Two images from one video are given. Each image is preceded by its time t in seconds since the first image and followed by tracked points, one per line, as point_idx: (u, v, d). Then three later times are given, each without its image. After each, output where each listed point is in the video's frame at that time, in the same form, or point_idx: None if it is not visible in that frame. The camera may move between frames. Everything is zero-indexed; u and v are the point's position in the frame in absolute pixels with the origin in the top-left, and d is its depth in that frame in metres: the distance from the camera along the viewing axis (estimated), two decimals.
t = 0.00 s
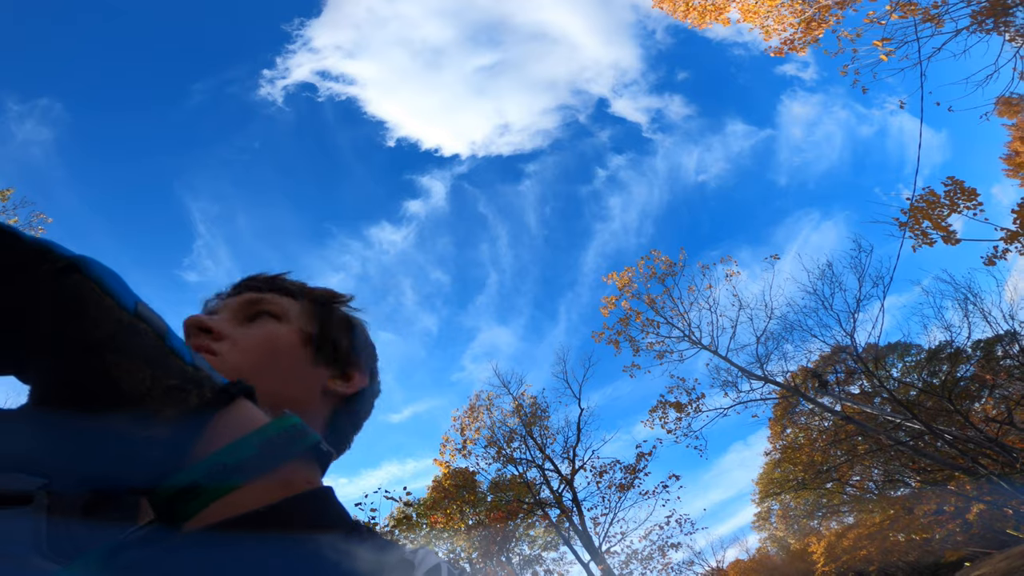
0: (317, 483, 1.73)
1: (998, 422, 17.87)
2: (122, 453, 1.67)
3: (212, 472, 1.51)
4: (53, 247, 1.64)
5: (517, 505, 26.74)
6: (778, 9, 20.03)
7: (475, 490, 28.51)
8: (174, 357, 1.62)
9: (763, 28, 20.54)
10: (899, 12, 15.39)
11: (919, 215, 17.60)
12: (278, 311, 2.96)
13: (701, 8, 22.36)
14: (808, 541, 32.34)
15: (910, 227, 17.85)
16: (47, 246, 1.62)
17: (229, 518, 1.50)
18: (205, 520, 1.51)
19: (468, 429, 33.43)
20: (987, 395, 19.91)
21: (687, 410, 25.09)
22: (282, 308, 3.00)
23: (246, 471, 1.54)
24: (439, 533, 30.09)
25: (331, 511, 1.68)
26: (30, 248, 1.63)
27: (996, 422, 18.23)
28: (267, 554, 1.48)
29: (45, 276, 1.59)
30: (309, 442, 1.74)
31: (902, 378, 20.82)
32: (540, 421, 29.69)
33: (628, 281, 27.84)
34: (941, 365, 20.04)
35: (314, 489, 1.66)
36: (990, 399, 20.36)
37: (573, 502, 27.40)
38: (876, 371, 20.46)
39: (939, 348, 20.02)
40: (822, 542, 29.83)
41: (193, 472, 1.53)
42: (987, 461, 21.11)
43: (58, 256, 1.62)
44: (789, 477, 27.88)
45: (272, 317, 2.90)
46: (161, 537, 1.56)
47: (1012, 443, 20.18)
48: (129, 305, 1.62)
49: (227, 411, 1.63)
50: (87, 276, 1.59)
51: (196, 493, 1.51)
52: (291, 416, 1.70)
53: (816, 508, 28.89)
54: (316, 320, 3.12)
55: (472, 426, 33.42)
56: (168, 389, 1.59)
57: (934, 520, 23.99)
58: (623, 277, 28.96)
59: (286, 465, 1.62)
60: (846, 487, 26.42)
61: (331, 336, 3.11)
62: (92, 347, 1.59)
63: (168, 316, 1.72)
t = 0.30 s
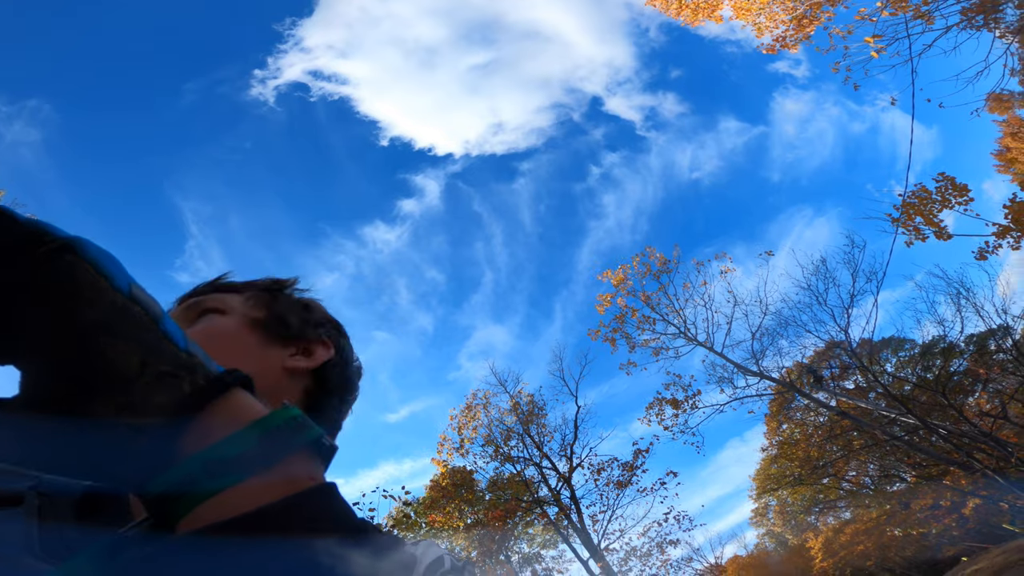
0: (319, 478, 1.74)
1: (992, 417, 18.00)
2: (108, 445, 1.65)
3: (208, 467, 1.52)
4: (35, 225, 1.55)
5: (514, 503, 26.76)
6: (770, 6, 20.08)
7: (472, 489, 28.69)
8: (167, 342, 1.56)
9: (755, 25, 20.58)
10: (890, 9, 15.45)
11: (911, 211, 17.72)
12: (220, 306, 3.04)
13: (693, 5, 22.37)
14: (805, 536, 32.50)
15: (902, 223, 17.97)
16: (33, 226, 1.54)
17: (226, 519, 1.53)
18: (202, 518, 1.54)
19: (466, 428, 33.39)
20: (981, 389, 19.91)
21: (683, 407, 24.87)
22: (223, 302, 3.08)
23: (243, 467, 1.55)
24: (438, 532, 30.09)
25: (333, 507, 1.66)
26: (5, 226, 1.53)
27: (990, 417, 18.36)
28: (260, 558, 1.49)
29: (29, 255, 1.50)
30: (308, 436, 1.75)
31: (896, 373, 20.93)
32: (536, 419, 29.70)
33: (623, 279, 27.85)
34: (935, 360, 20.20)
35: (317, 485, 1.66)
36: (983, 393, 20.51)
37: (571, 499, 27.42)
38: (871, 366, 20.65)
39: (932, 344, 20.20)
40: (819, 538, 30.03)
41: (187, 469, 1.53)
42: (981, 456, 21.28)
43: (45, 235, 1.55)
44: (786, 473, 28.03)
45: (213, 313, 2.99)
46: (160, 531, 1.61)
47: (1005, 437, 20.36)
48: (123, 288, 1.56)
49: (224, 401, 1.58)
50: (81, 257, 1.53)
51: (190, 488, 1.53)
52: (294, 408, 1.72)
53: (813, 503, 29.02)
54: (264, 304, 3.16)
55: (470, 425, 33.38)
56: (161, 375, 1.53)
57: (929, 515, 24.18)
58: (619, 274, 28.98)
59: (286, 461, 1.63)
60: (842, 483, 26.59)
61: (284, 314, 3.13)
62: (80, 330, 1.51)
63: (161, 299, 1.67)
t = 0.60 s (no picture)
0: (301, 468, 1.74)
1: (988, 410, 18.09)
2: (87, 434, 1.61)
3: (187, 456, 1.50)
4: (11, 215, 1.50)
5: (513, 502, 26.83)
6: (762, 3, 20.11)
7: (472, 488, 28.77)
8: (147, 331, 1.54)
9: (748, 22, 20.62)
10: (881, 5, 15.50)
11: (905, 206, 17.81)
12: (209, 304, 3.04)
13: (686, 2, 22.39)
14: (804, 532, 32.65)
15: (896, 218, 18.06)
16: (10, 215, 1.49)
17: (208, 508, 1.52)
18: (182, 507, 1.52)
19: (465, 426, 33.36)
20: (977, 382, 19.95)
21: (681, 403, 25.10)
22: (213, 301, 3.09)
23: (222, 455, 1.54)
24: (438, 531, 30.12)
25: (315, 499, 1.69)
26: None
27: (985, 411, 18.45)
28: (241, 556, 1.52)
29: None
30: (292, 425, 1.74)
31: (892, 367, 21.01)
32: (535, 417, 29.74)
33: (619, 276, 27.89)
34: (930, 354, 20.29)
35: (299, 475, 1.68)
36: (978, 387, 20.62)
37: (570, 496, 27.48)
38: (866, 361, 20.75)
39: (927, 338, 20.29)
40: (818, 533, 30.21)
41: (164, 459, 1.51)
42: (977, 450, 21.40)
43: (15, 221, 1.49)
44: (784, 469, 28.18)
45: (202, 311, 3.00)
46: (142, 521, 1.60)
47: (1000, 431, 20.49)
48: (102, 277, 1.53)
49: (201, 390, 1.57)
50: (59, 249, 1.48)
51: (167, 477, 1.51)
52: (274, 396, 1.71)
53: (811, 499, 29.16)
54: (253, 302, 3.17)
55: (469, 423, 33.31)
56: (139, 364, 1.51)
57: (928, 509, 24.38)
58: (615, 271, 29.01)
59: (266, 452, 1.63)
60: (840, 478, 26.75)
61: (273, 312, 3.13)
62: (54, 319, 1.46)
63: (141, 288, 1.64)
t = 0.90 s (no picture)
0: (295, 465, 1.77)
1: (983, 405, 18.18)
2: (77, 434, 1.59)
3: (182, 454, 1.52)
4: None
5: (513, 500, 26.91)
6: None
7: (471, 487, 28.81)
8: (137, 332, 1.53)
9: (740, 19, 20.64)
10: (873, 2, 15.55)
11: (898, 201, 17.89)
12: (199, 306, 3.04)
13: None
14: (803, 527, 32.77)
15: (890, 213, 18.15)
16: None
17: (203, 509, 1.54)
18: (179, 507, 1.54)
19: (464, 426, 33.31)
20: (972, 377, 20.03)
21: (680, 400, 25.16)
22: (202, 302, 3.09)
23: (218, 454, 1.56)
24: (438, 530, 30.13)
25: (312, 497, 1.71)
26: None
27: (982, 405, 18.54)
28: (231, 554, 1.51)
29: None
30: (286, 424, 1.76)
31: (887, 362, 21.05)
32: (534, 415, 29.75)
33: (615, 273, 27.92)
34: (925, 349, 20.31)
35: (296, 474, 1.70)
36: (974, 382, 20.71)
37: (570, 494, 27.51)
38: (862, 356, 20.78)
39: (922, 332, 20.35)
40: (817, 529, 30.32)
41: (159, 459, 1.52)
42: (974, 444, 21.52)
43: None
44: (783, 465, 28.28)
45: (191, 312, 2.99)
46: (138, 520, 1.63)
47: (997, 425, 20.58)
48: (89, 278, 1.50)
49: (194, 391, 1.57)
50: (45, 248, 1.43)
51: (162, 477, 1.53)
52: (269, 395, 1.71)
53: (810, 494, 29.30)
54: (244, 303, 3.16)
55: (468, 423, 33.27)
56: (130, 365, 1.50)
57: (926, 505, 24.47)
58: (611, 269, 29.00)
59: (262, 451, 1.65)
60: (838, 474, 26.86)
61: (264, 312, 3.12)
62: (40, 320, 1.43)
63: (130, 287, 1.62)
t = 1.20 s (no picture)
0: (297, 458, 1.73)
1: (979, 399, 18.29)
2: (81, 431, 1.60)
3: (185, 445, 1.51)
4: None
5: (513, 498, 27.08)
6: None
7: (471, 485, 28.91)
8: (141, 324, 1.54)
9: (733, 16, 20.67)
10: None
11: (892, 196, 17.97)
12: (193, 304, 3.02)
13: None
14: (802, 523, 32.89)
15: (884, 208, 18.24)
16: None
17: (195, 504, 1.52)
18: (181, 498, 1.54)
19: (463, 424, 33.35)
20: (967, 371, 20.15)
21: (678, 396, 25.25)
22: (198, 299, 3.07)
23: (221, 446, 1.55)
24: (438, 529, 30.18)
25: (311, 492, 1.66)
26: None
27: (978, 399, 18.64)
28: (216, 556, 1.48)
29: None
30: (288, 415, 1.74)
31: (883, 356, 21.13)
32: (532, 413, 29.82)
33: (611, 270, 27.96)
34: (920, 344, 20.39)
35: (294, 467, 1.65)
36: (969, 375, 20.82)
37: (569, 492, 27.58)
38: (858, 350, 20.85)
39: (917, 326, 20.42)
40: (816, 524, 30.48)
41: (160, 452, 1.52)
42: (971, 438, 21.62)
43: None
44: (781, 460, 28.42)
45: (185, 310, 2.97)
46: (142, 515, 1.64)
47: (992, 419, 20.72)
48: (94, 271, 1.52)
49: (196, 381, 1.56)
50: (51, 242, 1.47)
51: (163, 470, 1.53)
52: (271, 386, 1.68)
53: (808, 490, 29.42)
54: (239, 301, 3.15)
55: (467, 421, 33.32)
56: (135, 357, 1.52)
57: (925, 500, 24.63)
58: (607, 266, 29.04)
59: (262, 443, 1.63)
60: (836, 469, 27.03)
61: (260, 309, 3.11)
62: (47, 312, 1.46)
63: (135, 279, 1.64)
